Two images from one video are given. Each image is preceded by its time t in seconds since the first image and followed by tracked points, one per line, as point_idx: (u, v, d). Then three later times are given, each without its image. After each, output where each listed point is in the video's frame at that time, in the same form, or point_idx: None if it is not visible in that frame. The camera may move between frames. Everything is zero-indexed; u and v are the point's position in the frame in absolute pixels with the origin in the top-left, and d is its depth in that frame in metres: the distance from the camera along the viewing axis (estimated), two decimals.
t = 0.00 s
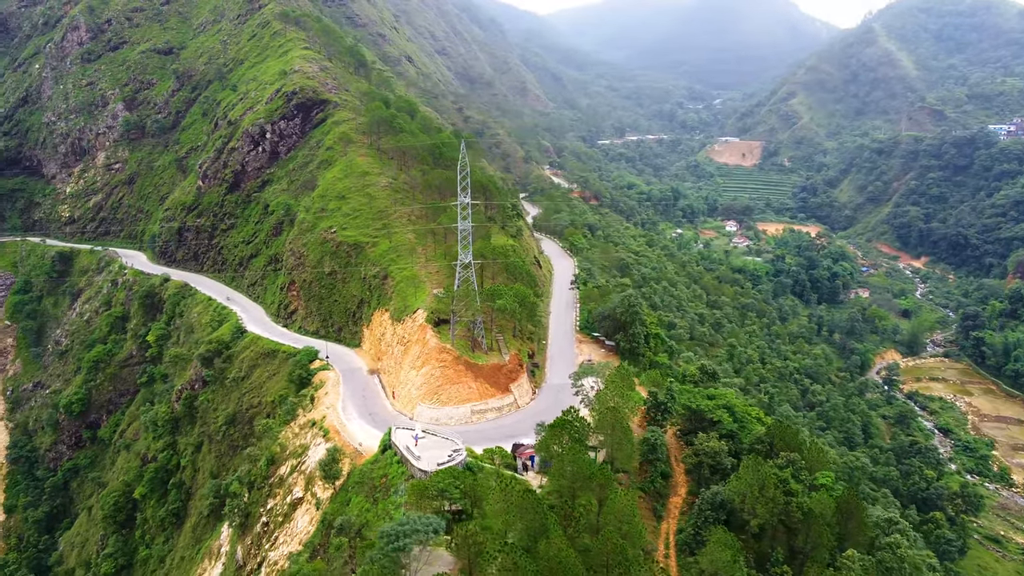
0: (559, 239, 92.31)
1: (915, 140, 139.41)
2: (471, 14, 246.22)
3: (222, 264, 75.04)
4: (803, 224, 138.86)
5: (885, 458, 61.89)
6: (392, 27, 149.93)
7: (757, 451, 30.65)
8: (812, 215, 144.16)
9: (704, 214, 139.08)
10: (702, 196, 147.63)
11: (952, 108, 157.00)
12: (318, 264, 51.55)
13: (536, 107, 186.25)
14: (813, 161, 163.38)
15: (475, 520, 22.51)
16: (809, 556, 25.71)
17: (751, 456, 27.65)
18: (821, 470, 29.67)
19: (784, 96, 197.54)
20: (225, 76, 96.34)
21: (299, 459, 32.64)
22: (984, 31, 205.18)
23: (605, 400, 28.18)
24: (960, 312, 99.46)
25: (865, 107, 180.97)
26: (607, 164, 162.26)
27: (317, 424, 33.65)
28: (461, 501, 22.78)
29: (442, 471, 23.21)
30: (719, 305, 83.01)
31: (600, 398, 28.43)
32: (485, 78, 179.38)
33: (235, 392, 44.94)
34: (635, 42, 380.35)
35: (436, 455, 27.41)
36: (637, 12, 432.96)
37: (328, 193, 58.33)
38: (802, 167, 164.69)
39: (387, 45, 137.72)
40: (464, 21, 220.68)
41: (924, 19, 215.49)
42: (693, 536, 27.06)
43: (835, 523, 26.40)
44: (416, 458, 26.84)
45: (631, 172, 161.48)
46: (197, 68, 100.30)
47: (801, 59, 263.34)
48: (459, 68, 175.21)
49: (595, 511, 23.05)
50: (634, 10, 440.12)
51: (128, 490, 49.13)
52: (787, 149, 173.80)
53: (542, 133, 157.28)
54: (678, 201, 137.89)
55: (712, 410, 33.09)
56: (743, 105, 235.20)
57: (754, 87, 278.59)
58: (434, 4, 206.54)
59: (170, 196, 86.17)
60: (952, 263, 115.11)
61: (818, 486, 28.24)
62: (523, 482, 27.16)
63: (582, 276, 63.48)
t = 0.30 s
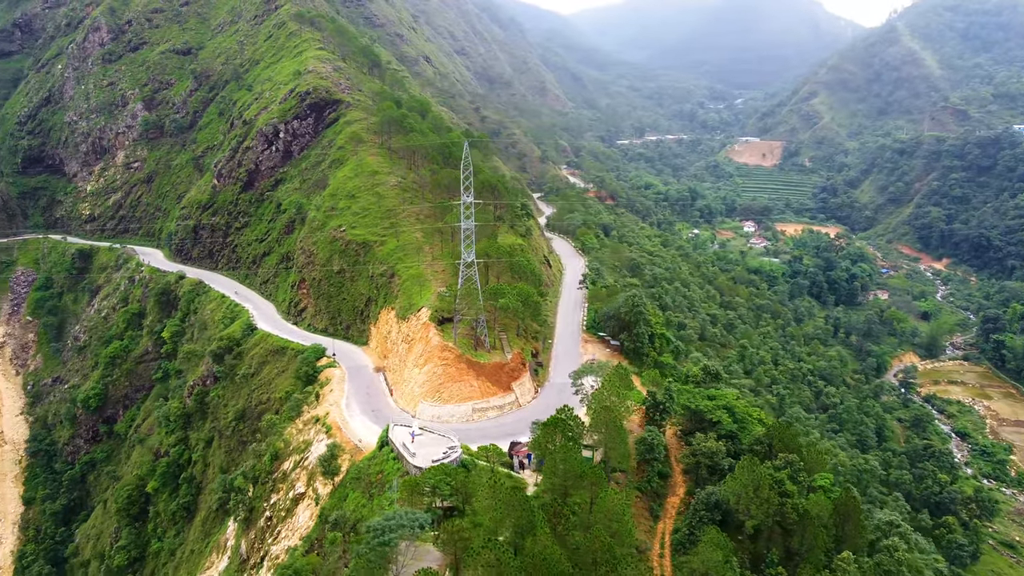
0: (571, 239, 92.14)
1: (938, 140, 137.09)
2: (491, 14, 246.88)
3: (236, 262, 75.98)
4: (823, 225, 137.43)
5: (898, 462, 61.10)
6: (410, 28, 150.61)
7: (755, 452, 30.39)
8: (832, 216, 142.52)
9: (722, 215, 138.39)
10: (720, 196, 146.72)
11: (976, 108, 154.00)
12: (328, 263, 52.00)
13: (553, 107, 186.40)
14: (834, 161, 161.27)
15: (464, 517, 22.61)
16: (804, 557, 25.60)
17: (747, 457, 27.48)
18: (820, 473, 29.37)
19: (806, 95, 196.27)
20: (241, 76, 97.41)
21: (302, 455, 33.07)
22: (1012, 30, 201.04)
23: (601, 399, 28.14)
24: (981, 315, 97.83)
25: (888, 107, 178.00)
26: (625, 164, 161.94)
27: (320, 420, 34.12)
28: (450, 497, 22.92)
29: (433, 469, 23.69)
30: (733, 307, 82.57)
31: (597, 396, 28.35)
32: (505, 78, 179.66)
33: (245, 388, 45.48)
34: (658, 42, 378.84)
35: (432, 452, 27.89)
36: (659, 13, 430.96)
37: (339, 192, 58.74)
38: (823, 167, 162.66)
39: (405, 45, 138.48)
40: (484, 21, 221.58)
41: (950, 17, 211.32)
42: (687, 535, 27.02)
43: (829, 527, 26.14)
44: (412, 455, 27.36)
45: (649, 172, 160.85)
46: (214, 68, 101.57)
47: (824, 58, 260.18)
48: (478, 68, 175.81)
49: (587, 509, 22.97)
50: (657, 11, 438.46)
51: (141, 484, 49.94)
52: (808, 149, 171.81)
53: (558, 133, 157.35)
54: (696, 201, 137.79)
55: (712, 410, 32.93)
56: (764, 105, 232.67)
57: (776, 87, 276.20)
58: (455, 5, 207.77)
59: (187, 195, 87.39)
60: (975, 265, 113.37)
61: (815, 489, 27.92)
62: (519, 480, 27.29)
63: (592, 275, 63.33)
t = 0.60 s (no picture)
0: (583, 238, 92.03)
1: (960, 141, 134.99)
2: (509, 14, 247.10)
3: (249, 260, 76.79)
4: (841, 226, 135.94)
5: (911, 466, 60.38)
6: (427, 28, 151.25)
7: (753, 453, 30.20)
8: (852, 217, 140.86)
9: (739, 215, 137.49)
10: (737, 197, 145.67)
11: (999, 108, 151.38)
12: (337, 261, 52.48)
13: (568, 107, 186.20)
14: (854, 162, 159.37)
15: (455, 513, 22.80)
16: (799, 558, 25.44)
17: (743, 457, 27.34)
18: (819, 474, 29.10)
19: (826, 95, 193.87)
20: (256, 77, 98.38)
21: (304, 451, 33.46)
22: None
23: (597, 397, 28.08)
24: (1001, 318, 96.30)
25: (910, 107, 175.46)
26: (642, 164, 161.43)
27: (323, 417, 34.51)
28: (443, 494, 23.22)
29: (425, 466, 23.83)
30: (747, 308, 82.10)
31: (593, 395, 28.32)
32: (522, 78, 179.62)
33: (253, 385, 46.03)
34: (678, 43, 376.67)
35: (428, 449, 28.18)
36: (680, 13, 428.50)
37: (349, 191, 59.19)
38: (842, 168, 160.78)
39: (422, 45, 139.03)
40: (503, 21, 221.87)
41: (974, 16, 207.70)
42: (682, 534, 26.90)
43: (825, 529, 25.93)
44: (407, 452, 27.65)
45: (666, 172, 160.02)
46: (230, 69, 102.77)
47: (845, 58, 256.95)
48: (495, 68, 176.10)
49: (579, 508, 22.82)
50: (677, 11, 436.02)
51: (153, 479, 50.66)
52: (828, 150, 169.78)
53: (574, 134, 157.08)
54: (712, 201, 136.87)
55: (710, 410, 32.80)
56: (784, 105, 230.21)
57: (795, 86, 273.55)
58: (473, 5, 208.39)
59: (202, 193, 88.47)
60: (996, 268, 111.63)
61: (813, 491, 27.66)
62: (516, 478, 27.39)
63: (601, 273, 63.20)
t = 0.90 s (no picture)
0: (595, 238, 91.89)
1: (984, 141, 132.61)
2: (527, 14, 246.95)
3: (262, 259, 77.60)
4: (861, 227, 134.33)
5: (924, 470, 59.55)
6: (444, 28, 151.75)
7: (751, 454, 29.86)
8: (872, 218, 138.98)
9: (756, 216, 136.43)
10: (755, 197, 144.24)
11: None
12: (346, 259, 52.94)
13: (586, 107, 185.73)
14: (876, 162, 157.26)
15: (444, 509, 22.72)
16: (793, 558, 25.00)
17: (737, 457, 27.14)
18: (817, 476, 28.61)
19: (848, 95, 191.43)
20: (271, 77, 99.40)
21: (307, 447, 33.94)
22: None
23: (593, 396, 28.06)
24: None
25: (934, 107, 172.65)
26: (660, 164, 160.79)
27: (326, 414, 35.02)
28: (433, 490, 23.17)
29: (418, 462, 23.98)
30: (761, 310, 81.60)
31: (589, 394, 28.31)
32: (541, 78, 179.59)
33: (261, 381, 46.59)
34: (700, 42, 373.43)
35: (423, 447, 28.59)
36: (702, 13, 424.85)
37: (359, 190, 59.60)
38: (863, 168, 158.74)
39: (439, 45, 139.58)
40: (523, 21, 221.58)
41: (1001, 14, 203.98)
42: (676, 534, 27.00)
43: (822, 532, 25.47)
44: (403, 449, 28.12)
45: (683, 172, 158.83)
46: (247, 69, 103.99)
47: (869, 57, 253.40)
48: (514, 68, 176.17)
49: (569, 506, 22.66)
50: (699, 10, 432.30)
51: (165, 474, 51.42)
52: (849, 150, 167.49)
53: (592, 133, 156.56)
54: (729, 202, 135.98)
55: (709, 411, 32.63)
56: (805, 104, 227.21)
57: (818, 86, 270.47)
58: (492, 5, 208.64)
59: (218, 192, 89.59)
60: (1020, 270, 109.65)
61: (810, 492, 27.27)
62: (511, 476, 27.55)
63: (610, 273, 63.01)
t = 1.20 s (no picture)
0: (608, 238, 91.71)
1: (1009, 141, 130.24)
2: (546, 13, 246.54)
3: (275, 257, 78.40)
4: (881, 228, 132.67)
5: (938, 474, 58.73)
6: (462, 28, 152.13)
7: (749, 455, 29.83)
8: (893, 220, 137.16)
9: (774, 216, 135.37)
10: (774, 197, 142.89)
11: None
12: (355, 258, 53.40)
13: (604, 107, 184.99)
14: (899, 162, 155.11)
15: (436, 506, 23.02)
16: (787, 560, 24.92)
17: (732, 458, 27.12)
18: (814, 477, 28.39)
19: (870, 94, 188.87)
20: (287, 77, 100.31)
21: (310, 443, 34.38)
22: None
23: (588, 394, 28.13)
24: None
25: (959, 106, 169.76)
26: (679, 164, 160.18)
27: (329, 410, 35.40)
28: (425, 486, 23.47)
29: (411, 459, 24.31)
30: (776, 311, 80.99)
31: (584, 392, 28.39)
32: (560, 78, 179.61)
33: (270, 377, 47.19)
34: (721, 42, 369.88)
35: (420, 443, 28.88)
36: (724, 12, 420.59)
37: (369, 189, 60.00)
38: (884, 168, 156.75)
39: (456, 45, 140.05)
40: (542, 20, 221.27)
41: None
42: (671, 533, 27.06)
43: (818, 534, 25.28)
44: (399, 445, 28.50)
45: (701, 173, 157.68)
46: (263, 69, 105.12)
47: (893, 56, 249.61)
48: (533, 67, 176.18)
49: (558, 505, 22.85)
50: (721, 9, 428.25)
51: (178, 468, 52.26)
52: (871, 149, 165.20)
53: (609, 133, 156.03)
54: (747, 202, 135.03)
55: (709, 411, 32.47)
56: (827, 104, 224.17)
57: (841, 86, 267.07)
58: (512, 4, 208.71)
59: (233, 191, 90.67)
60: None
61: (808, 493, 27.07)
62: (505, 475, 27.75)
63: (618, 273, 62.81)
